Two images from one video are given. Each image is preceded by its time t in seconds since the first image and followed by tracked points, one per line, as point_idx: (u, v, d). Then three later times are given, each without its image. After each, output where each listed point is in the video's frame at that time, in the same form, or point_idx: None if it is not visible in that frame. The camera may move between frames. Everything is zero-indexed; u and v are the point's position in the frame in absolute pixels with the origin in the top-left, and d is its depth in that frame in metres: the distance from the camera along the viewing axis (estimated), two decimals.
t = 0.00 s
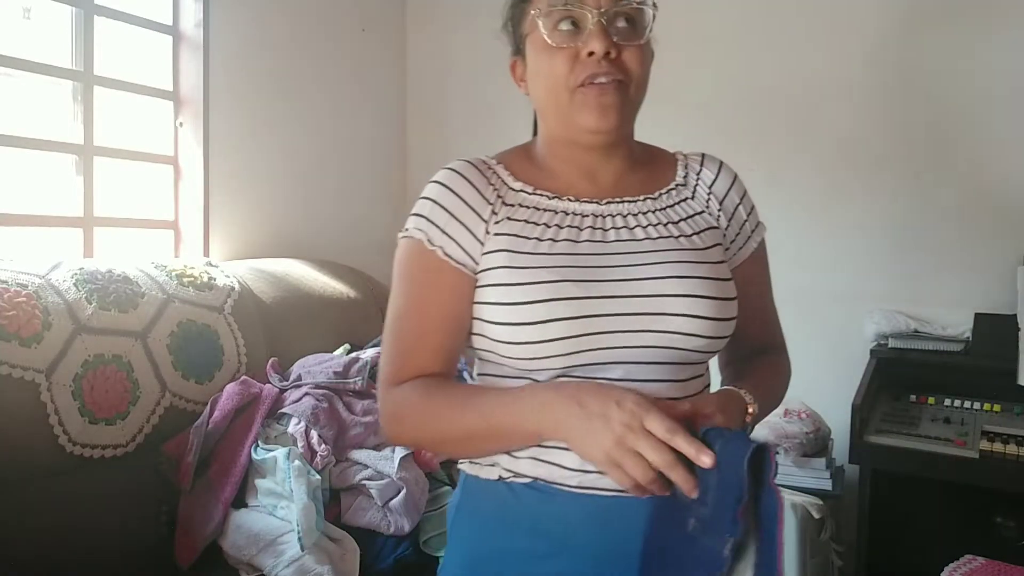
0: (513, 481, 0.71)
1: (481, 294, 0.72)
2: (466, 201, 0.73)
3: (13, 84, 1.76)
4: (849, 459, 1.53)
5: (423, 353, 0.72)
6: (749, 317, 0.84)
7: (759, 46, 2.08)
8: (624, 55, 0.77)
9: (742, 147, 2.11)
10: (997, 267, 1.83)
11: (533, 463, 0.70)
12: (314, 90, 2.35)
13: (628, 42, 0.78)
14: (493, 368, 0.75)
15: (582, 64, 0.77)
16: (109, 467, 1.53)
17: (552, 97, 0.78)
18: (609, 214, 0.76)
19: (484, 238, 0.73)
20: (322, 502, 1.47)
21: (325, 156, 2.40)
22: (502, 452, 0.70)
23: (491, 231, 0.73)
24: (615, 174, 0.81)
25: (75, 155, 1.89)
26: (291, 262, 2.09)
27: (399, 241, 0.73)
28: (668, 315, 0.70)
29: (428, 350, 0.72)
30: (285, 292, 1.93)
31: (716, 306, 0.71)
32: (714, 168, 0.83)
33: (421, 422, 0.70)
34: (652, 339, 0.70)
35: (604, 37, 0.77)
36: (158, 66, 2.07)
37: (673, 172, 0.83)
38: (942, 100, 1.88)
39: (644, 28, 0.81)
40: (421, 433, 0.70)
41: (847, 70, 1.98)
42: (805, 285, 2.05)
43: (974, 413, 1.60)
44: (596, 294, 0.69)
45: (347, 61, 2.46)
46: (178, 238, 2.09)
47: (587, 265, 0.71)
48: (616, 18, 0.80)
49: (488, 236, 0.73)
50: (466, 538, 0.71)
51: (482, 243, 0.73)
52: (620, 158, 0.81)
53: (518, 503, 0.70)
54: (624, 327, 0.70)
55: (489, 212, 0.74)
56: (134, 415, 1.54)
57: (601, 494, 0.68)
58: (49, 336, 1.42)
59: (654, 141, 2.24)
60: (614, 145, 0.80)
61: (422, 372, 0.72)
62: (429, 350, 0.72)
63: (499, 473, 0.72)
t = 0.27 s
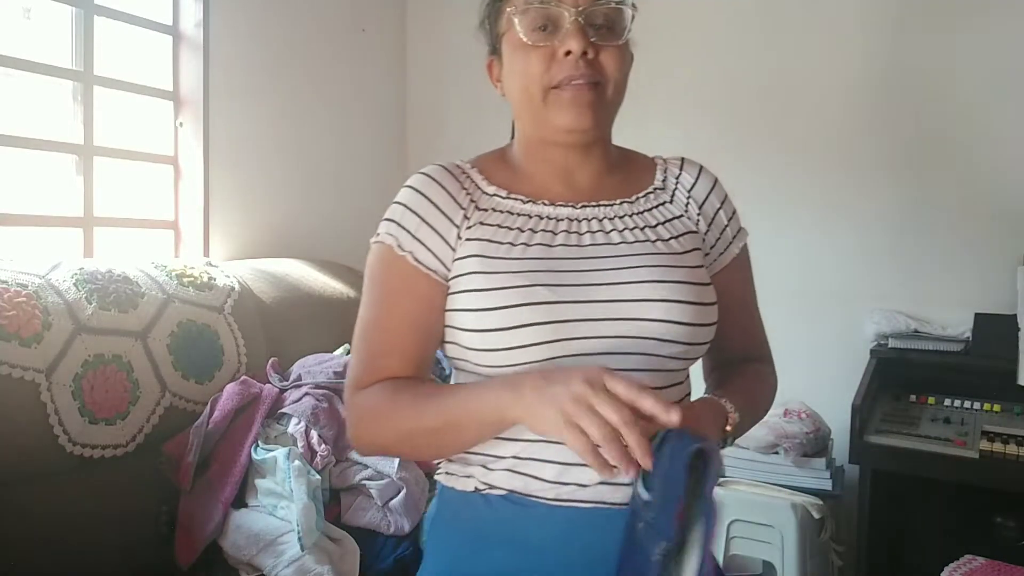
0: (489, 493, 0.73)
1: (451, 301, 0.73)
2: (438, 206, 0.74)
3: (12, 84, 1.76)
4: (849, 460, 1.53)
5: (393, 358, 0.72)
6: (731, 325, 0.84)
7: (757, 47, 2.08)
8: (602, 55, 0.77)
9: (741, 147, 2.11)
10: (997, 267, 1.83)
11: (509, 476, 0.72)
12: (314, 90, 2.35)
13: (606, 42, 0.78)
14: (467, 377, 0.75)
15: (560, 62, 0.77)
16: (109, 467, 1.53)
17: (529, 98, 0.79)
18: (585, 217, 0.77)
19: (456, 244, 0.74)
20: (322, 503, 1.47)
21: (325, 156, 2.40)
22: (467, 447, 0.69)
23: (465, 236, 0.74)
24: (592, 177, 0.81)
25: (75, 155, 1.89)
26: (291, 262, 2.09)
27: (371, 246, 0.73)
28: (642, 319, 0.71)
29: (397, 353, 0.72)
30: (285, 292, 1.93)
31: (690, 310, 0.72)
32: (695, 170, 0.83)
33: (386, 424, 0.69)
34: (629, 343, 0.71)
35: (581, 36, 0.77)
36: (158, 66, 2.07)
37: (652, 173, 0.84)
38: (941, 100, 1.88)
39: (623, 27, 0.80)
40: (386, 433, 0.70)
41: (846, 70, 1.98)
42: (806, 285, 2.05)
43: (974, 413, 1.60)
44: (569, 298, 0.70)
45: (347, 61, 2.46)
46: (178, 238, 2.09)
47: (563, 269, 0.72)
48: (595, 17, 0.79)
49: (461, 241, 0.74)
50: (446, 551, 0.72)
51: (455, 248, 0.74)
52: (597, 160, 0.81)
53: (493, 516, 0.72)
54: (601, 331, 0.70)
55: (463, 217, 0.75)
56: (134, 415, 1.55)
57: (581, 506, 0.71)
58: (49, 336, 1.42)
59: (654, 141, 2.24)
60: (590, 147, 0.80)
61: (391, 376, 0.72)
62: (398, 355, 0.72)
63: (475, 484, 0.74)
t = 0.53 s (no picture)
0: (472, 498, 0.74)
1: (439, 308, 0.73)
2: (422, 213, 0.75)
3: (13, 84, 1.76)
4: (849, 460, 1.53)
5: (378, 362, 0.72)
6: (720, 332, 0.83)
7: (757, 47, 2.08)
8: (583, 64, 0.77)
9: (741, 147, 2.11)
10: (997, 267, 1.83)
11: (492, 482, 0.73)
12: (313, 90, 2.35)
13: (587, 50, 0.78)
14: (454, 383, 0.76)
15: (540, 71, 0.76)
16: (109, 468, 1.53)
17: (509, 106, 0.79)
18: (569, 223, 0.77)
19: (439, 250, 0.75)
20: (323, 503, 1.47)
21: (325, 156, 2.40)
22: (452, 456, 0.69)
23: (448, 243, 0.74)
24: (576, 182, 0.82)
25: (75, 155, 1.89)
26: (291, 262, 2.09)
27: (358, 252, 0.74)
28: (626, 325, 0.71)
29: (383, 358, 0.72)
30: (285, 292, 1.93)
31: (675, 313, 0.72)
32: (684, 174, 0.83)
33: (370, 428, 0.69)
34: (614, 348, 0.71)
35: (562, 45, 0.77)
36: (158, 66, 2.07)
37: (639, 177, 0.84)
38: (941, 100, 1.88)
39: (606, 33, 0.81)
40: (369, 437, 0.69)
41: (845, 70, 1.98)
42: (805, 286, 2.05)
43: (974, 413, 1.60)
44: (552, 303, 0.70)
45: (347, 61, 2.46)
46: (178, 238, 2.09)
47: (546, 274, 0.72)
48: (577, 24, 0.80)
49: (444, 248, 0.75)
50: (429, 555, 0.74)
51: (438, 255, 0.74)
52: (581, 166, 0.81)
53: (473, 523, 0.73)
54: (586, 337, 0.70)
55: (447, 224, 0.76)
56: (134, 415, 1.55)
57: (563, 514, 0.71)
58: (49, 336, 1.42)
59: (654, 142, 2.24)
60: (573, 153, 0.80)
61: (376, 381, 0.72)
62: (384, 359, 0.72)
63: (458, 489, 0.75)
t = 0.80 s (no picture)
0: (466, 499, 0.75)
1: (434, 309, 0.74)
2: (419, 216, 0.75)
3: (13, 84, 1.76)
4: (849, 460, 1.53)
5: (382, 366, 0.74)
6: (722, 337, 0.83)
7: (756, 47, 2.08)
8: (575, 69, 0.77)
9: (740, 147, 2.12)
10: (997, 267, 1.83)
11: (485, 484, 0.73)
12: (314, 90, 2.35)
13: (581, 53, 0.78)
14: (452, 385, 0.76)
15: (534, 76, 0.77)
16: (109, 468, 1.53)
17: (506, 111, 0.79)
18: (567, 224, 0.77)
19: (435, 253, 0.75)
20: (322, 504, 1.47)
21: (325, 156, 2.40)
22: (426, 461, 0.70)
23: (443, 245, 0.75)
24: (575, 184, 0.81)
25: (75, 155, 1.89)
26: (291, 262, 2.09)
27: (360, 256, 0.76)
28: (620, 327, 0.71)
29: (386, 362, 0.74)
30: (285, 292, 1.93)
31: (670, 316, 0.72)
32: (686, 174, 0.82)
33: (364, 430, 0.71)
34: (611, 352, 0.70)
35: (555, 49, 0.77)
36: (157, 66, 2.07)
37: (641, 179, 0.83)
38: (941, 100, 1.88)
39: (603, 35, 0.80)
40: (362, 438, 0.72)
41: (845, 71, 1.98)
42: (805, 285, 2.05)
43: (974, 413, 1.61)
44: (544, 303, 0.70)
45: (347, 61, 2.46)
46: (178, 238, 2.09)
47: (540, 276, 0.72)
48: (571, 28, 0.79)
49: (441, 250, 0.75)
50: (423, 553, 0.75)
51: (434, 258, 0.75)
52: (579, 168, 0.82)
53: (466, 523, 0.73)
54: (581, 340, 0.70)
55: (444, 226, 0.76)
56: (134, 415, 1.55)
57: (555, 518, 0.71)
58: (49, 336, 1.42)
59: (653, 142, 2.24)
60: (570, 157, 0.80)
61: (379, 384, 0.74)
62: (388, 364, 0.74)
63: (452, 490, 0.75)
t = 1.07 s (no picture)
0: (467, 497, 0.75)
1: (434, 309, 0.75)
2: (421, 216, 0.76)
3: (12, 84, 1.76)
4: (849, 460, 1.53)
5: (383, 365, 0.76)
6: (727, 337, 0.82)
7: (756, 47, 2.08)
8: (580, 66, 0.77)
9: (740, 147, 2.12)
10: (997, 268, 1.83)
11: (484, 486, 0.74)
12: (314, 90, 2.35)
13: (587, 52, 0.78)
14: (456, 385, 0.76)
15: (539, 73, 0.76)
16: (109, 468, 1.53)
17: (512, 109, 0.79)
18: (569, 225, 0.77)
19: (436, 253, 0.76)
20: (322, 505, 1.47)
21: (325, 156, 2.40)
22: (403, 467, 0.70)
23: (444, 245, 0.75)
24: (579, 184, 0.81)
25: (75, 155, 1.89)
26: (291, 262, 2.09)
27: (366, 254, 0.78)
28: (620, 327, 0.70)
29: (388, 362, 0.76)
30: (285, 292, 1.93)
31: (674, 317, 0.70)
32: (692, 176, 0.82)
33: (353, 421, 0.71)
34: (612, 353, 0.70)
35: (560, 48, 0.76)
36: (157, 66, 2.07)
37: (647, 180, 0.83)
38: (941, 100, 1.88)
39: (608, 35, 0.80)
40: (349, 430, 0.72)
41: (845, 71, 1.98)
42: (805, 285, 2.05)
43: (974, 413, 1.61)
44: (543, 303, 0.70)
45: (347, 61, 2.46)
46: (178, 238, 2.09)
47: (539, 276, 0.72)
48: (576, 26, 0.79)
49: (442, 250, 0.76)
50: (426, 549, 0.75)
51: (434, 257, 0.76)
52: (585, 168, 0.81)
53: (470, 521, 0.74)
54: (580, 341, 0.70)
55: (446, 225, 0.77)
56: (134, 415, 1.55)
57: (555, 518, 0.71)
58: (49, 336, 1.42)
59: (654, 142, 2.24)
60: (575, 156, 0.80)
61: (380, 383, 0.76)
62: (389, 363, 0.76)
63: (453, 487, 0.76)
